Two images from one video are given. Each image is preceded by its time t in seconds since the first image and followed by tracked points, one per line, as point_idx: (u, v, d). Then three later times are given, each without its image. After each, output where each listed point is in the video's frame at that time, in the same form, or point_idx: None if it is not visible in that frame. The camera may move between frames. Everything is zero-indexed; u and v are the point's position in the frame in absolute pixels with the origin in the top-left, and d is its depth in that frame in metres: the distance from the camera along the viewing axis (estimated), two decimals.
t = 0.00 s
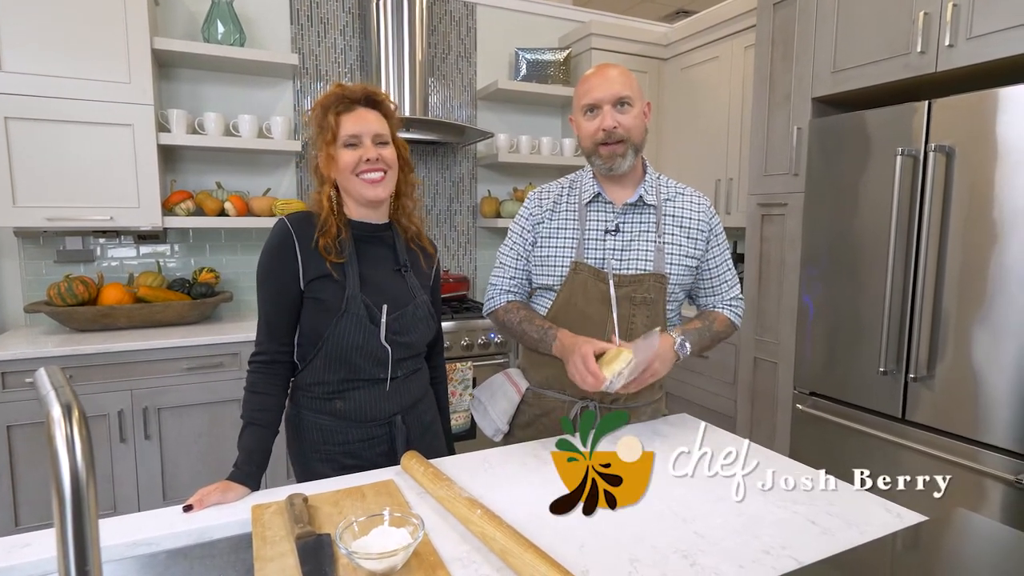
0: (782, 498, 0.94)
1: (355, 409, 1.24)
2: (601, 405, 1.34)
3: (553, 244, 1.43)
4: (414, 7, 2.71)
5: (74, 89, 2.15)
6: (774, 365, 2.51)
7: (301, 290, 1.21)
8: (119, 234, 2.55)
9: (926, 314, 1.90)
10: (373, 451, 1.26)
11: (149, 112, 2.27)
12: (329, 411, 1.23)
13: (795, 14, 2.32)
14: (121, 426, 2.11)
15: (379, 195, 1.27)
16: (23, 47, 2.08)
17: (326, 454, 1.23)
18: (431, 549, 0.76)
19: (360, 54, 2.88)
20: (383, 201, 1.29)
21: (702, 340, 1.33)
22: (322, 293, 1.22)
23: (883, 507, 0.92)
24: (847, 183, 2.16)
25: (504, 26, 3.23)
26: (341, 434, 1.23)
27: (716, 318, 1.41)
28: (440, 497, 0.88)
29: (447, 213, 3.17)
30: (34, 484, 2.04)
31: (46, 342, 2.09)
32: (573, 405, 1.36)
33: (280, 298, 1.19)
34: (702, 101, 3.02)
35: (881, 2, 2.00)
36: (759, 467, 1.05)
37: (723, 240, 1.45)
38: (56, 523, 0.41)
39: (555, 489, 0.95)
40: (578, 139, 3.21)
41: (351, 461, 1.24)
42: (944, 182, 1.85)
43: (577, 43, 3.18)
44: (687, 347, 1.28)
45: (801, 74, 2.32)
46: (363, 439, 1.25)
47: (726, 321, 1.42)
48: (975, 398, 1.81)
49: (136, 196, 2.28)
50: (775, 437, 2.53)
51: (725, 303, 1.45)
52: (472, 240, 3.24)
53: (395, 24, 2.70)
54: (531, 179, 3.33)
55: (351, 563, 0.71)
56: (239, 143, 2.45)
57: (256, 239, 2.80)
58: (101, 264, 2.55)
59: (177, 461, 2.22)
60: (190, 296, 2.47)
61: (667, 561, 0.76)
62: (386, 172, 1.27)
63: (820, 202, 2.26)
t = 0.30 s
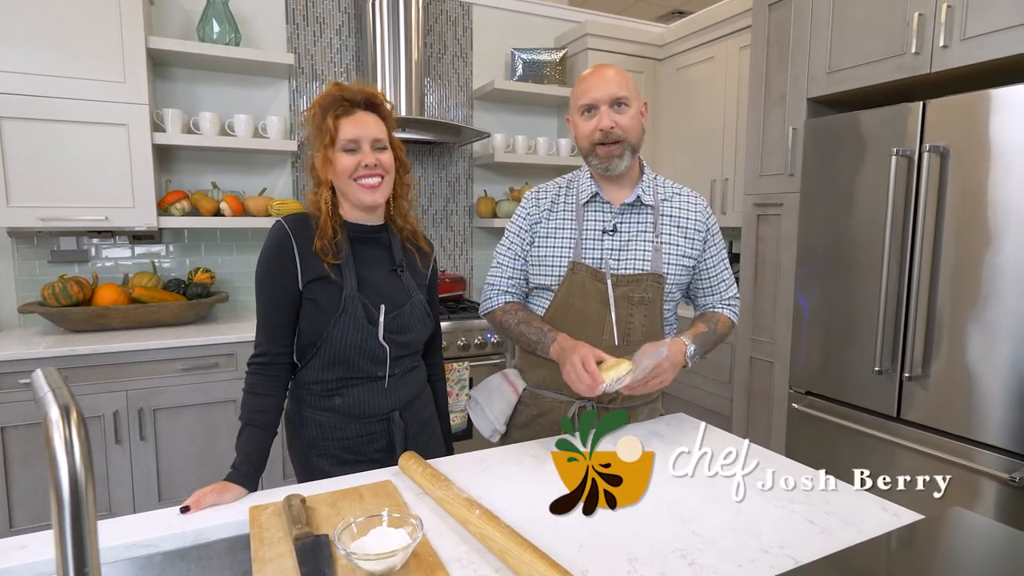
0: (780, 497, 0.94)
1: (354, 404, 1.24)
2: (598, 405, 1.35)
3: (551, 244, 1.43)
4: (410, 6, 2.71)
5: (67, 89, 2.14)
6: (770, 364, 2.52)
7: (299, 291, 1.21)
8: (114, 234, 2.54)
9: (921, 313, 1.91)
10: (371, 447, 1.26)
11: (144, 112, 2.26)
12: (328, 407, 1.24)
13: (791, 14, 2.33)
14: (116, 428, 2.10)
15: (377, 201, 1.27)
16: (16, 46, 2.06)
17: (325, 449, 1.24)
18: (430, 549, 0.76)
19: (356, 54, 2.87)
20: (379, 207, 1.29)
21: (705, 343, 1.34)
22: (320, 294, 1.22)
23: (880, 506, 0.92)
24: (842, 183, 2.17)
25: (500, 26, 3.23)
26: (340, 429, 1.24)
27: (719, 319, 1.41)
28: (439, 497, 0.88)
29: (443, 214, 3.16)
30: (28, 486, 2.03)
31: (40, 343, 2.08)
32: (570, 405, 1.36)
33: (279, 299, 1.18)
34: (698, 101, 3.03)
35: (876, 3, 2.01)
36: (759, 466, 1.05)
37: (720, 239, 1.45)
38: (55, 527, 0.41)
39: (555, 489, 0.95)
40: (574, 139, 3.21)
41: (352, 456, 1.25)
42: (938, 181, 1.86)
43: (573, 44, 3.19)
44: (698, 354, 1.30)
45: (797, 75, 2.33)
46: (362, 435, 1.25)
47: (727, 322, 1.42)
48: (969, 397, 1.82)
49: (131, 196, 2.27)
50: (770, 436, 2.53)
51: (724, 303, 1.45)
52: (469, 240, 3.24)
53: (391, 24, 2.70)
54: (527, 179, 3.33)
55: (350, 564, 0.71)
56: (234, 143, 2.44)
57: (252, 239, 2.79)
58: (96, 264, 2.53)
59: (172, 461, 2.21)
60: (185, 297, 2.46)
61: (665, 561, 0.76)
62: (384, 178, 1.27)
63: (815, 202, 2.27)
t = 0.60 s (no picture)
0: (780, 497, 0.94)
1: (355, 403, 1.25)
2: (596, 405, 1.35)
3: (549, 245, 1.42)
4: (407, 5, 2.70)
5: (62, 88, 2.12)
6: (767, 364, 2.52)
7: (298, 294, 1.20)
8: (109, 234, 2.52)
9: (917, 313, 1.91)
10: (373, 444, 1.27)
11: (139, 111, 2.25)
12: (330, 406, 1.24)
13: (787, 15, 2.33)
14: (111, 429, 2.09)
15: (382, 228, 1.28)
16: (10, 45, 2.05)
17: (328, 447, 1.24)
18: (430, 551, 0.76)
19: (353, 54, 2.86)
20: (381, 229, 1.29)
21: (693, 348, 1.34)
22: (319, 297, 1.21)
23: (879, 505, 0.92)
24: (838, 183, 2.17)
25: (497, 26, 3.22)
26: (342, 428, 1.24)
27: (710, 325, 1.41)
28: (439, 498, 0.88)
29: (440, 214, 3.16)
30: (22, 488, 2.01)
31: (34, 344, 2.06)
32: (568, 405, 1.36)
33: (279, 302, 1.17)
34: (695, 101, 3.03)
35: (873, 3, 2.02)
36: (759, 467, 1.05)
37: (717, 241, 1.45)
38: (55, 529, 0.41)
39: (555, 489, 0.95)
40: (571, 139, 3.21)
41: (354, 454, 1.25)
42: (934, 181, 1.86)
43: (570, 44, 3.19)
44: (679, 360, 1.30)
45: (793, 75, 2.33)
46: (364, 432, 1.25)
47: (719, 326, 1.42)
48: (964, 396, 1.83)
49: (126, 195, 2.26)
50: (767, 435, 2.54)
51: (715, 306, 1.46)
52: (465, 240, 3.23)
53: (387, 23, 2.69)
54: (523, 179, 3.33)
55: (351, 565, 0.70)
56: (230, 143, 2.43)
57: (248, 239, 2.78)
58: (90, 264, 2.52)
59: (168, 463, 2.20)
60: (181, 297, 2.45)
61: (666, 561, 0.76)
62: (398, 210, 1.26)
63: (812, 202, 2.27)
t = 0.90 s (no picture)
0: (780, 497, 0.94)
1: (363, 401, 1.25)
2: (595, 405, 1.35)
3: (549, 245, 1.42)
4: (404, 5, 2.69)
5: (57, 87, 2.11)
6: (763, 363, 2.53)
7: (302, 298, 1.19)
8: (104, 234, 2.51)
9: (914, 313, 1.92)
10: (380, 441, 1.27)
11: (135, 111, 2.24)
12: (337, 405, 1.24)
13: (784, 15, 2.34)
14: (107, 430, 2.08)
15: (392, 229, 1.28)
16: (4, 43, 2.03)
17: (336, 445, 1.24)
18: (431, 551, 0.76)
19: (349, 53, 2.86)
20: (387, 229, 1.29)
21: (700, 347, 1.35)
22: (324, 300, 1.21)
23: (878, 505, 0.93)
24: (834, 183, 2.18)
25: (494, 26, 3.22)
26: (350, 426, 1.24)
27: (715, 322, 1.42)
28: (439, 499, 0.88)
29: (437, 214, 3.15)
30: (17, 489, 2.00)
31: (29, 345, 2.05)
32: (568, 406, 1.36)
33: (284, 306, 1.16)
34: (691, 101, 3.04)
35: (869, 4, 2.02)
36: (759, 467, 1.06)
37: (717, 240, 1.46)
38: (56, 530, 0.40)
39: (555, 489, 0.95)
40: (568, 139, 3.21)
41: (361, 451, 1.26)
42: (930, 182, 1.87)
43: (567, 44, 3.19)
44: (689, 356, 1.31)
45: (790, 76, 2.34)
46: (371, 430, 1.26)
47: (725, 322, 1.43)
48: (960, 395, 1.84)
49: (122, 195, 2.25)
50: (764, 434, 2.54)
51: (720, 303, 1.46)
52: (462, 239, 3.23)
53: (384, 23, 2.68)
54: (520, 179, 3.33)
55: (351, 566, 0.70)
56: (227, 143, 2.42)
57: (244, 239, 2.77)
58: (85, 264, 2.51)
59: (165, 464, 2.19)
60: (177, 298, 2.44)
61: (666, 561, 0.76)
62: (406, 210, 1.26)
63: (808, 202, 2.28)
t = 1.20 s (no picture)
0: (779, 497, 0.95)
1: (372, 399, 1.25)
2: (593, 405, 1.35)
3: (548, 245, 1.43)
4: (400, 5, 2.69)
5: (51, 86, 2.10)
6: (760, 363, 2.54)
7: (311, 300, 1.19)
8: (99, 234, 2.50)
9: (910, 313, 1.92)
10: (388, 438, 1.27)
11: (130, 111, 2.23)
12: (346, 403, 1.24)
13: (780, 16, 2.35)
14: (102, 431, 2.07)
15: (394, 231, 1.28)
16: None
17: (344, 443, 1.23)
18: (431, 552, 0.76)
19: (346, 53, 2.85)
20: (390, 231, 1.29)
21: (701, 342, 1.36)
22: (334, 302, 1.21)
23: (876, 504, 0.93)
24: (830, 183, 2.19)
25: (491, 26, 3.22)
26: (358, 424, 1.24)
27: (713, 320, 1.42)
28: (438, 500, 0.88)
29: (434, 214, 3.15)
30: (12, 491, 1.99)
31: (24, 346, 2.04)
32: (566, 405, 1.36)
33: (293, 308, 1.16)
34: (688, 101, 3.04)
35: (865, 5, 2.03)
36: (758, 466, 1.06)
37: (715, 240, 1.46)
38: (57, 532, 0.40)
39: (555, 489, 0.95)
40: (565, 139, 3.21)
41: (370, 449, 1.25)
42: (926, 182, 1.87)
43: (563, 44, 3.19)
44: (693, 351, 1.32)
45: (786, 76, 2.35)
46: (379, 428, 1.26)
47: (721, 321, 1.43)
48: (955, 395, 1.85)
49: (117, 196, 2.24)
50: (761, 433, 2.55)
51: (718, 303, 1.47)
52: (459, 239, 3.23)
53: (381, 23, 2.68)
54: (517, 179, 3.33)
55: (351, 567, 0.70)
56: (223, 143, 2.41)
57: (241, 240, 2.77)
58: (80, 265, 2.49)
59: (161, 465, 2.19)
60: (173, 298, 2.42)
61: (666, 561, 0.76)
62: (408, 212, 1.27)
63: (804, 203, 2.29)
